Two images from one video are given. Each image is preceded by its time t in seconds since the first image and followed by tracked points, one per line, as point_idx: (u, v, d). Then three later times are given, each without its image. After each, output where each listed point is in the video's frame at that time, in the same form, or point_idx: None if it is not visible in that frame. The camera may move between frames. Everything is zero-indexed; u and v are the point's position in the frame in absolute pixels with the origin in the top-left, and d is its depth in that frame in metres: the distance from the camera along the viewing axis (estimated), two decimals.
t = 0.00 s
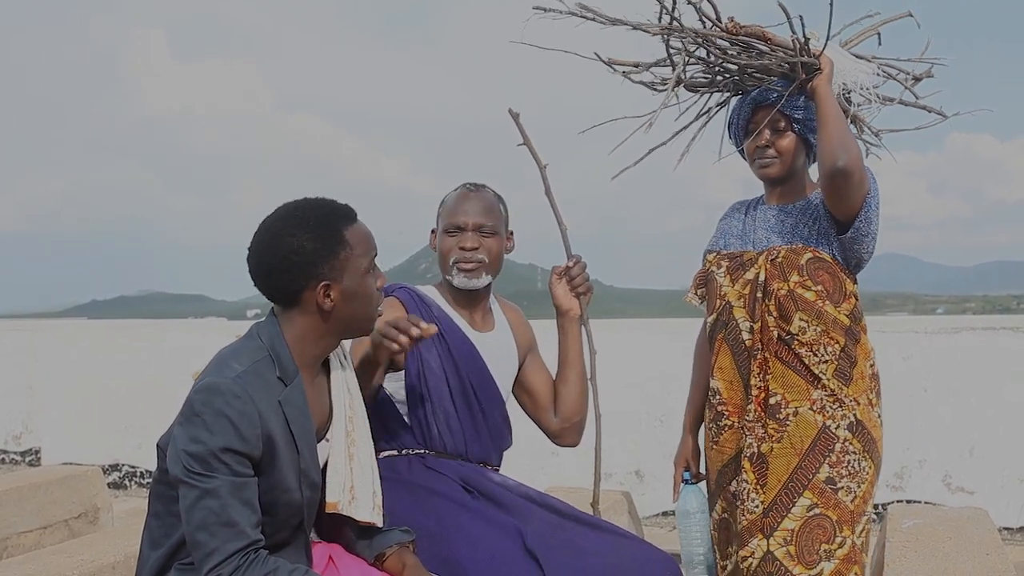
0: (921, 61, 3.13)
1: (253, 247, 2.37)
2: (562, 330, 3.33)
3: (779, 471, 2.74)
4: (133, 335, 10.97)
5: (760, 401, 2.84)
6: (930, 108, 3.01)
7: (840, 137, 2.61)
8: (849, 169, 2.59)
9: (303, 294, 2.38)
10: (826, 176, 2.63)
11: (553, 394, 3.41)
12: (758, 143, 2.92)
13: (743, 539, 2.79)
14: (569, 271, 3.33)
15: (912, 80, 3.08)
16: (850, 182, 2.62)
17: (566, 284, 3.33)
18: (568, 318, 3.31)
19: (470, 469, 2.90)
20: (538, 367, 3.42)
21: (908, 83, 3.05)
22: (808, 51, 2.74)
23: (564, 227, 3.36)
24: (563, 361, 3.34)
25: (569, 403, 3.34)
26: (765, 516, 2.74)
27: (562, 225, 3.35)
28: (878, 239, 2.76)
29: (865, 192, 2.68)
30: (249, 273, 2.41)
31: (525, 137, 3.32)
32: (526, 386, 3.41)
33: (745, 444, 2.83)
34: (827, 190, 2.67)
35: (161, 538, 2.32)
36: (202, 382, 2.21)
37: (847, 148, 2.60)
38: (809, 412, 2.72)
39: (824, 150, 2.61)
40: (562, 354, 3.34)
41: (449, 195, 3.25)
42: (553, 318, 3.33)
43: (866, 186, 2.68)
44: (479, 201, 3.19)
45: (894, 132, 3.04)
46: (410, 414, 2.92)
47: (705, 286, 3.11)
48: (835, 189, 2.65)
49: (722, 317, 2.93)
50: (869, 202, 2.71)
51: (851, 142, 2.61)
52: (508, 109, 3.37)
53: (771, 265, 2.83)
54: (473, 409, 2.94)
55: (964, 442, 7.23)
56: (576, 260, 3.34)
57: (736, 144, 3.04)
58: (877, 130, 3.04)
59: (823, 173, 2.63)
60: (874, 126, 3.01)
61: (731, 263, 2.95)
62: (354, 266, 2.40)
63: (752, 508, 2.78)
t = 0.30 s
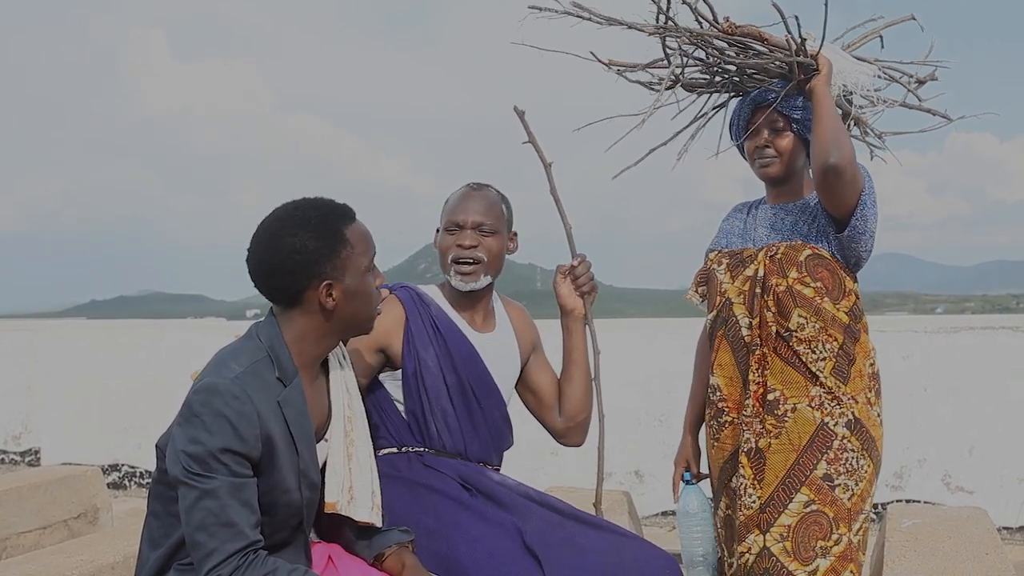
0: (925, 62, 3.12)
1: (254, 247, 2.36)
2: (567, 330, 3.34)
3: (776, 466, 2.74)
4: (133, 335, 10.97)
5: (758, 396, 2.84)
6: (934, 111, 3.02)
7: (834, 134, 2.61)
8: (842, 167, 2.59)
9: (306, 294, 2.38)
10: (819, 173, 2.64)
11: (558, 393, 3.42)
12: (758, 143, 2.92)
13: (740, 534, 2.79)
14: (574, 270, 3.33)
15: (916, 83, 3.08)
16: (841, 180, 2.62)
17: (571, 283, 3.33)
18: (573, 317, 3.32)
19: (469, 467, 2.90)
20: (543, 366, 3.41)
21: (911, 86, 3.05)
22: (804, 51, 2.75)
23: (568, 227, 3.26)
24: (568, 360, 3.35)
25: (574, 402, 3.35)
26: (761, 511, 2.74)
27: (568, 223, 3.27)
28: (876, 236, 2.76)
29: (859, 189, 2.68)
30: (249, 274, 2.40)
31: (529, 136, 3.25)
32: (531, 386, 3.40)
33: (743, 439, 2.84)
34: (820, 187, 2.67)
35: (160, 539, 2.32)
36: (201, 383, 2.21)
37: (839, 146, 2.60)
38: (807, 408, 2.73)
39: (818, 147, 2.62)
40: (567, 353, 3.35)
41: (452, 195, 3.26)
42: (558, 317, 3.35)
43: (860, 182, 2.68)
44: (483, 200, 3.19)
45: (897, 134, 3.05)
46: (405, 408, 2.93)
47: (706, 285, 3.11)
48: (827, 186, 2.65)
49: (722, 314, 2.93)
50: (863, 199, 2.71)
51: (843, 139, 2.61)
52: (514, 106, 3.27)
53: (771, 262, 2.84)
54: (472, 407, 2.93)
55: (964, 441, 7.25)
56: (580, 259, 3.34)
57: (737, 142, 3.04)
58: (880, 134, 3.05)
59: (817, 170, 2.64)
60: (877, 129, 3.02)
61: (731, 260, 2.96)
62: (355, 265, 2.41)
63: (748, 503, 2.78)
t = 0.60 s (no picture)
0: (936, 59, 3.14)
1: (263, 247, 2.34)
2: (568, 328, 3.35)
3: (779, 465, 2.74)
4: (132, 335, 10.97)
5: (760, 395, 2.84)
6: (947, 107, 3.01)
7: (834, 134, 2.61)
8: (840, 169, 2.59)
9: (315, 294, 2.37)
10: (817, 175, 2.64)
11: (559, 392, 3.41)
12: (759, 141, 2.92)
13: (742, 534, 2.79)
14: (576, 268, 3.34)
15: (929, 80, 3.10)
16: (839, 181, 2.62)
17: (573, 281, 3.34)
18: (575, 316, 3.33)
19: (467, 466, 2.89)
20: (545, 365, 3.41)
21: (924, 83, 3.05)
22: (798, 49, 2.75)
23: (569, 229, 3.25)
24: (570, 359, 3.35)
25: (575, 401, 3.35)
26: (764, 510, 2.74)
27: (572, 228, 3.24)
28: (876, 235, 2.76)
29: (859, 189, 2.68)
30: (255, 273, 2.38)
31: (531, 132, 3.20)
32: (534, 385, 3.40)
33: (745, 438, 2.84)
34: (819, 188, 2.67)
35: (160, 538, 2.32)
36: (200, 382, 2.21)
37: (838, 148, 2.60)
38: (810, 407, 2.73)
39: (818, 147, 2.62)
40: (568, 352, 3.36)
41: (452, 196, 3.25)
42: (560, 316, 3.35)
43: (860, 182, 2.68)
44: (483, 202, 3.19)
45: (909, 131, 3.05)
46: (403, 407, 2.94)
47: (707, 283, 3.11)
48: (826, 188, 2.65)
49: (723, 312, 2.93)
50: (863, 200, 2.71)
51: (842, 140, 2.61)
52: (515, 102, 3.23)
53: (772, 260, 2.84)
54: (470, 407, 2.93)
55: (964, 440, 7.25)
56: (583, 258, 3.35)
57: (737, 137, 3.04)
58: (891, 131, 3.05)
59: (814, 169, 2.64)
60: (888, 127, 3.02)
61: (732, 259, 2.96)
62: (366, 266, 2.42)
63: (751, 502, 2.78)
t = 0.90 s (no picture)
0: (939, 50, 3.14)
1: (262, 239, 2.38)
2: (569, 330, 3.35)
3: (780, 473, 2.74)
4: (132, 337, 10.98)
5: (762, 402, 2.83)
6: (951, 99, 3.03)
7: (831, 139, 2.61)
8: (836, 175, 2.59)
9: (304, 290, 2.37)
10: (815, 180, 2.63)
11: (560, 393, 3.40)
12: (758, 140, 2.91)
13: (743, 541, 2.79)
14: (577, 270, 3.33)
15: (932, 71, 3.11)
16: (836, 188, 2.62)
17: (573, 283, 3.33)
18: (575, 317, 3.32)
19: (467, 470, 2.89)
20: (546, 367, 3.41)
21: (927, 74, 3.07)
22: (796, 49, 2.76)
23: (569, 228, 3.25)
24: (571, 361, 3.35)
25: (575, 403, 3.34)
26: (765, 518, 2.74)
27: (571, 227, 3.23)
28: (879, 238, 2.75)
29: (858, 195, 2.68)
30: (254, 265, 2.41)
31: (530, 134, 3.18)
32: (534, 387, 3.40)
33: (747, 445, 2.83)
34: (817, 193, 2.67)
35: (158, 541, 2.31)
36: (197, 385, 2.21)
37: (834, 153, 2.60)
38: (812, 413, 2.72)
39: (816, 151, 2.61)
40: (569, 353, 3.35)
41: (452, 206, 3.15)
42: (561, 318, 3.35)
43: (859, 187, 2.67)
44: (485, 215, 3.10)
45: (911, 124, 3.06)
46: (403, 411, 2.92)
47: (711, 286, 3.10)
48: (825, 194, 2.65)
49: (727, 317, 2.93)
50: (863, 203, 2.70)
51: (840, 144, 2.61)
52: (514, 104, 3.18)
53: (775, 265, 2.84)
54: (470, 412, 2.93)
55: (964, 441, 7.26)
56: (583, 260, 3.35)
57: (738, 136, 3.03)
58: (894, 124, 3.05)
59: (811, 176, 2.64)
60: (891, 120, 3.02)
61: (735, 262, 2.96)
62: (359, 270, 2.40)
63: (752, 509, 2.78)
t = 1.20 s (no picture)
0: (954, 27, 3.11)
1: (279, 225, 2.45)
2: (570, 327, 3.35)
3: (781, 471, 2.75)
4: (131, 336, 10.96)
5: (762, 399, 2.84)
6: (965, 77, 2.99)
7: (832, 135, 2.61)
8: (837, 172, 2.59)
9: (286, 282, 2.38)
10: (816, 177, 2.63)
11: (560, 391, 3.40)
12: (761, 132, 2.93)
13: (747, 541, 2.81)
14: (578, 268, 3.32)
15: (947, 48, 3.08)
16: (837, 184, 2.62)
17: (575, 281, 3.33)
18: (576, 316, 3.33)
19: (466, 471, 2.89)
20: (545, 364, 3.41)
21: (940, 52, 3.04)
22: (801, 40, 2.74)
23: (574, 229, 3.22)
24: (572, 359, 3.35)
25: (576, 401, 3.35)
26: (768, 516, 2.76)
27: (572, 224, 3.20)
28: (881, 235, 2.74)
29: (862, 190, 2.67)
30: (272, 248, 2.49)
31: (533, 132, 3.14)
32: (535, 384, 3.40)
33: (747, 443, 2.84)
34: (817, 187, 2.66)
35: (159, 540, 2.32)
36: (198, 384, 2.21)
37: (835, 148, 2.59)
38: (812, 409, 2.73)
39: (817, 147, 2.61)
40: (569, 352, 3.35)
41: (456, 210, 3.11)
42: (562, 316, 3.36)
43: (861, 183, 2.66)
44: (490, 220, 3.06)
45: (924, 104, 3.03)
46: (402, 412, 2.92)
47: (708, 279, 3.11)
48: (827, 191, 2.65)
49: (724, 312, 2.94)
50: (865, 201, 2.69)
51: (842, 139, 2.61)
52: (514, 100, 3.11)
53: (770, 260, 2.85)
54: (470, 413, 2.93)
55: (964, 437, 7.26)
56: (585, 258, 3.34)
57: (743, 126, 3.03)
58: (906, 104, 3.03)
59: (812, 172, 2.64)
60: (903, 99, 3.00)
61: (731, 256, 2.96)
62: (342, 281, 2.34)
63: (755, 509, 2.80)
